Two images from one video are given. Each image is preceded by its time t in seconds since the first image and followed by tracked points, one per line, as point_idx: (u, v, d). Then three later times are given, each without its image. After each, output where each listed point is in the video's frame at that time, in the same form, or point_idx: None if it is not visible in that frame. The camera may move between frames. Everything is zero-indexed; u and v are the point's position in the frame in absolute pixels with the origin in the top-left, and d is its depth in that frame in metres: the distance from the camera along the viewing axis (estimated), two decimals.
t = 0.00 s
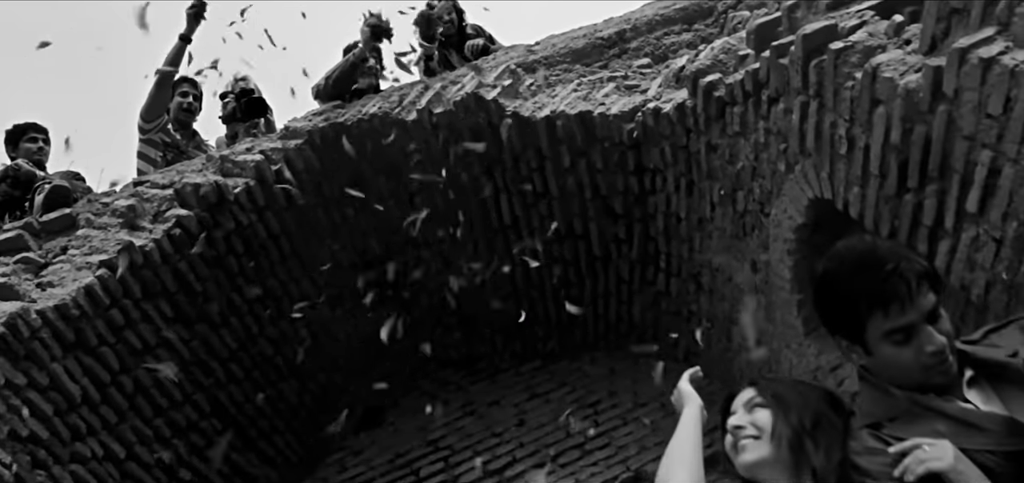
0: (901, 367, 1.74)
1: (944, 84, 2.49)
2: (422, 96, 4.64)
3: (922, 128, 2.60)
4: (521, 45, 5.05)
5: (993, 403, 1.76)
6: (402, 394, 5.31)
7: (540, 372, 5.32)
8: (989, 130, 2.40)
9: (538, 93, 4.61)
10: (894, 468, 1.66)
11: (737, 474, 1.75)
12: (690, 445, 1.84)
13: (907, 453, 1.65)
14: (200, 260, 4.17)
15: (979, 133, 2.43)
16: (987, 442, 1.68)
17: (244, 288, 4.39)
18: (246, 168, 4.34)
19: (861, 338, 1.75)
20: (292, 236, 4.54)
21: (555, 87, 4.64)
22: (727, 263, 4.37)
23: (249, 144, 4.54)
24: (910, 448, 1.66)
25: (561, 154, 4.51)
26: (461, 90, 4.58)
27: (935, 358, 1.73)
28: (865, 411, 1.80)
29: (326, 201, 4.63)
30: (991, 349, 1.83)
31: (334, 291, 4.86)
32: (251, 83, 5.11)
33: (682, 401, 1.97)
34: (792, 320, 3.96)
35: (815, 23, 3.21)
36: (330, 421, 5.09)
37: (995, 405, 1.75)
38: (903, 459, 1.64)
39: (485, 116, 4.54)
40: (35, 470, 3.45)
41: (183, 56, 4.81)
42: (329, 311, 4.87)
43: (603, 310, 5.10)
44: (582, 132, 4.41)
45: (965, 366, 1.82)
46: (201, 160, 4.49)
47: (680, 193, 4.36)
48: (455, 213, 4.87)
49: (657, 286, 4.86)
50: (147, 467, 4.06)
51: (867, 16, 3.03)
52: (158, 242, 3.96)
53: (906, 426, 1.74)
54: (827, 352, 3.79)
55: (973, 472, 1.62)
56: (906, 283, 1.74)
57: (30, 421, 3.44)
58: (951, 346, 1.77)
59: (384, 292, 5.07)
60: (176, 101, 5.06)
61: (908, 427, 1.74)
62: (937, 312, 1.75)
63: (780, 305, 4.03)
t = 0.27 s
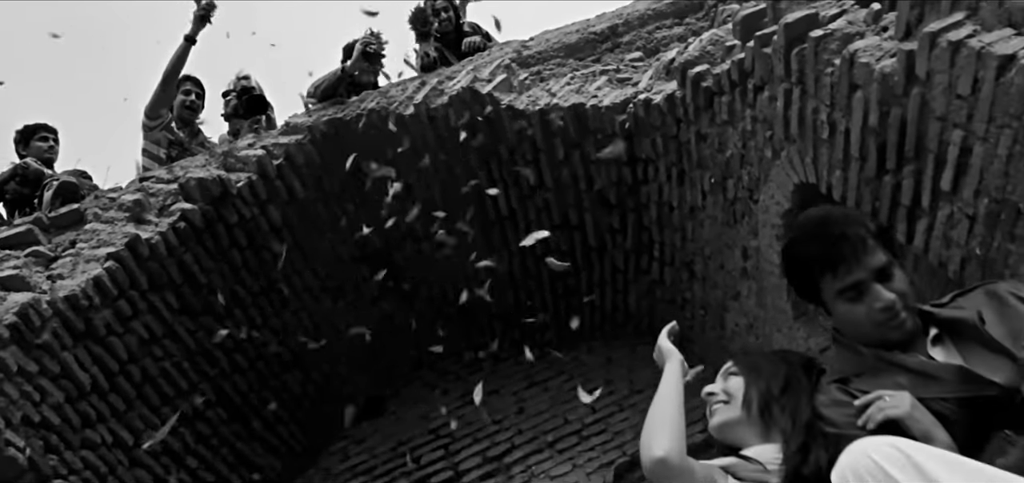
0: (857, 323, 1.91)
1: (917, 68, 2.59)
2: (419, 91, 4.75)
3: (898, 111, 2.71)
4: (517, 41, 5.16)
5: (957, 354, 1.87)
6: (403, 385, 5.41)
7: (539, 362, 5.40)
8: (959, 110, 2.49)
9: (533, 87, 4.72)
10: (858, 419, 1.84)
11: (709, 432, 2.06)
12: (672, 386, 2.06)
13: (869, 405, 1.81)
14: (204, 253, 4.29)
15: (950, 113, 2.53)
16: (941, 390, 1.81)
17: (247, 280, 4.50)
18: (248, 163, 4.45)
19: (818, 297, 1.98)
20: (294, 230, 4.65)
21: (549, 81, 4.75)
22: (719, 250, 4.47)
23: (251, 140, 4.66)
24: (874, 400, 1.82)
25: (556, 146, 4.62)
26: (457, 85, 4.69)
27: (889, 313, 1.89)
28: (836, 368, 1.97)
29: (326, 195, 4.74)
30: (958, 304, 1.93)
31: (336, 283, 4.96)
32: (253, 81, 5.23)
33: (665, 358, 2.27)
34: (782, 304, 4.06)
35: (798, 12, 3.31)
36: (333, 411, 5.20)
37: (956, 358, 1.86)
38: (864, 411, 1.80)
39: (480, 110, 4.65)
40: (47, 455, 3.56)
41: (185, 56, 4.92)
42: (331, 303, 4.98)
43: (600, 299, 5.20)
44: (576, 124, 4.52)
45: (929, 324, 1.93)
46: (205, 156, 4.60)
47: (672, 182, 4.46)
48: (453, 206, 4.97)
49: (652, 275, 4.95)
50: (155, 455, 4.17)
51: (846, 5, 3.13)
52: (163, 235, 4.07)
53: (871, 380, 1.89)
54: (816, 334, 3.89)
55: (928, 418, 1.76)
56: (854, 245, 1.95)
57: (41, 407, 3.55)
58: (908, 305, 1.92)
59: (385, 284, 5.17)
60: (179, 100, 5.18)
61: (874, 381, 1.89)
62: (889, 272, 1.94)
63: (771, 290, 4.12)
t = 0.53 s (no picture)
0: (818, 294, 2.37)
1: (898, 55, 2.69)
2: (419, 88, 4.84)
3: (882, 98, 2.79)
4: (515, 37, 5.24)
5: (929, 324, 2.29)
6: (407, 377, 5.49)
7: (540, 353, 5.47)
8: (940, 95, 2.60)
9: (531, 82, 4.81)
10: (833, 383, 2.25)
11: (699, 408, 2.48)
12: (666, 366, 2.33)
13: (845, 370, 2.22)
14: (211, 247, 4.39)
15: (931, 99, 2.64)
16: (909, 354, 2.23)
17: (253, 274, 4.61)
18: (252, 158, 4.55)
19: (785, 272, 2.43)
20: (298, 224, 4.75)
21: (547, 76, 4.84)
22: (715, 241, 4.54)
23: (255, 136, 4.76)
24: (849, 367, 2.22)
25: (554, 140, 4.71)
26: (456, 81, 4.78)
27: (846, 284, 2.35)
28: (815, 338, 2.38)
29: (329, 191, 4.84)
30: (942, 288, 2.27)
31: (340, 277, 5.06)
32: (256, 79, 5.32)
33: (658, 332, 2.51)
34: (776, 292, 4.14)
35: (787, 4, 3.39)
36: (337, 404, 5.28)
37: (926, 325, 2.30)
38: (840, 374, 2.21)
39: (479, 105, 4.75)
40: (60, 442, 3.66)
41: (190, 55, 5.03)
42: (335, 297, 5.08)
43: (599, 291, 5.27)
44: (574, 118, 4.61)
45: (905, 295, 2.37)
46: (211, 152, 4.70)
47: (668, 174, 4.55)
48: (454, 200, 5.06)
49: (650, 267, 5.02)
50: (164, 444, 4.27)
51: None
52: (170, 229, 4.18)
53: (846, 347, 2.32)
54: (810, 321, 3.97)
55: (897, 381, 2.17)
56: (806, 224, 2.41)
57: (54, 397, 3.64)
58: (865, 276, 2.36)
59: (388, 278, 5.26)
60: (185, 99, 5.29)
61: (847, 348, 2.32)
62: (845, 247, 2.37)
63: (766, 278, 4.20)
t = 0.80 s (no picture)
0: (783, 270, 2.55)
1: (876, 44, 2.80)
2: (418, 84, 4.94)
3: (863, 86, 2.89)
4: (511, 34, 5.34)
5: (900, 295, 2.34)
6: (407, 369, 5.58)
7: (538, 345, 5.56)
8: (916, 83, 2.69)
9: (527, 77, 4.91)
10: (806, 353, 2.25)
11: (685, 395, 2.55)
12: (651, 349, 2.44)
13: (816, 341, 2.22)
14: (215, 240, 4.50)
15: (909, 86, 2.73)
16: (876, 324, 2.27)
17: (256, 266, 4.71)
18: (255, 153, 4.66)
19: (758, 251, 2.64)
20: (299, 218, 4.86)
21: (543, 71, 4.93)
22: (708, 231, 4.63)
23: (258, 132, 4.86)
24: (820, 337, 2.22)
25: (550, 133, 4.81)
26: (453, 76, 4.88)
27: (807, 259, 2.51)
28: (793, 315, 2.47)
29: (330, 185, 4.94)
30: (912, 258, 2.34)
31: (341, 271, 5.16)
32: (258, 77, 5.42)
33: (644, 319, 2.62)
34: (768, 280, 4.22)
35: None
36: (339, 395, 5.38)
37: (896, 298, 2.35)
38: (808, 342, 2.22)
39: (477, 100, 4.85)
40: (69, 429, 3.71)
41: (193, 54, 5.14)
42: (336, 290, 5.18)
43: (596, 283, 5.36)
44: (569, 112, 4.71)
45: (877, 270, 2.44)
46: (214, 148, 4.81)
47: (662, 166, 4.64)
48: (452, 194, 5.16)
49: (646, 258, 5.10)
50: (170, 433, 4.36)
51: None
52: (175, 223, 4.28)
53: (818, 319, 2.43)
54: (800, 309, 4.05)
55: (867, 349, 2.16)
56: (770, 206, 2.63)
57: (64, 385, 3.74)
58: (829, 251, 2.50)
59: (388, 271, 5.36)
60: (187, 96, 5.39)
61: (820, 319, 2.43)
62: (807, 225, 2.56)
63: (757, 267, 4.28)
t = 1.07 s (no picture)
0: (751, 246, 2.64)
1: (861, 36, 2.89)
2: (416, 80, 5.03)
3: (848, 77, 2.97)
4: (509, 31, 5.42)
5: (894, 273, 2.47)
6: (407, 363, 5.64)
7: (536, 338, 5.62)
8: (898, 73, 2.79)
9: (524, 74, 4.99)
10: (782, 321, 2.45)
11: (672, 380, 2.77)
12: (614, 351, 2.64)
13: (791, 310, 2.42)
14: (218, 235, 4.59)
15: (891, 76, 2.82)
16: (849, 297, 2.45)
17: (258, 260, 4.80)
18: (256, 149, 4.75)
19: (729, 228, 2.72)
20: (300, 213, 4.94)
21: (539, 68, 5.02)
22: (702, 224, 4.70)
23: (260, 129, 4.96)
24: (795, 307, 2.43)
25: (546, 128, 4.89)
26: (451, 73, 4.97)
27: (772, 236, 2.58)
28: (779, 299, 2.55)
29: (330, 181, 5.02)
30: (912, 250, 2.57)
31: (342, 265, 5.25)
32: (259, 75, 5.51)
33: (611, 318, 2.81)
34: (760, 271, 4.30)
35: None
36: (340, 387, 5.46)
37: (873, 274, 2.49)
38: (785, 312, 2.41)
39: (474, 96, 4.94)
40: (77, 418, 3.79)
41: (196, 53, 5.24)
42: (337, 283, 5.26)
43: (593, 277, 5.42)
44: (565, 107, 4.79)
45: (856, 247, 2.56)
46: (217, 145, 4.90)
47: (657, 160, 4.72)
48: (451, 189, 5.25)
49: (642, 252, 5.18)
50: (175, 424, 4.45)
51: None
52: (179, 217, 4.38)
53: (796, 294, 2.56)
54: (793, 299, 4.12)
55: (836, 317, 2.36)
56: (739, 186, 2.68)
57: (72, 375, 3.83)
58: (792, 227, 2.57)
59: (388, 265, 5.44)
60: (188, 95, 5.50)
61: (798, 294, 2.57)
62: (773, 203, 2.61)
63: (750, 258, 4.36)
